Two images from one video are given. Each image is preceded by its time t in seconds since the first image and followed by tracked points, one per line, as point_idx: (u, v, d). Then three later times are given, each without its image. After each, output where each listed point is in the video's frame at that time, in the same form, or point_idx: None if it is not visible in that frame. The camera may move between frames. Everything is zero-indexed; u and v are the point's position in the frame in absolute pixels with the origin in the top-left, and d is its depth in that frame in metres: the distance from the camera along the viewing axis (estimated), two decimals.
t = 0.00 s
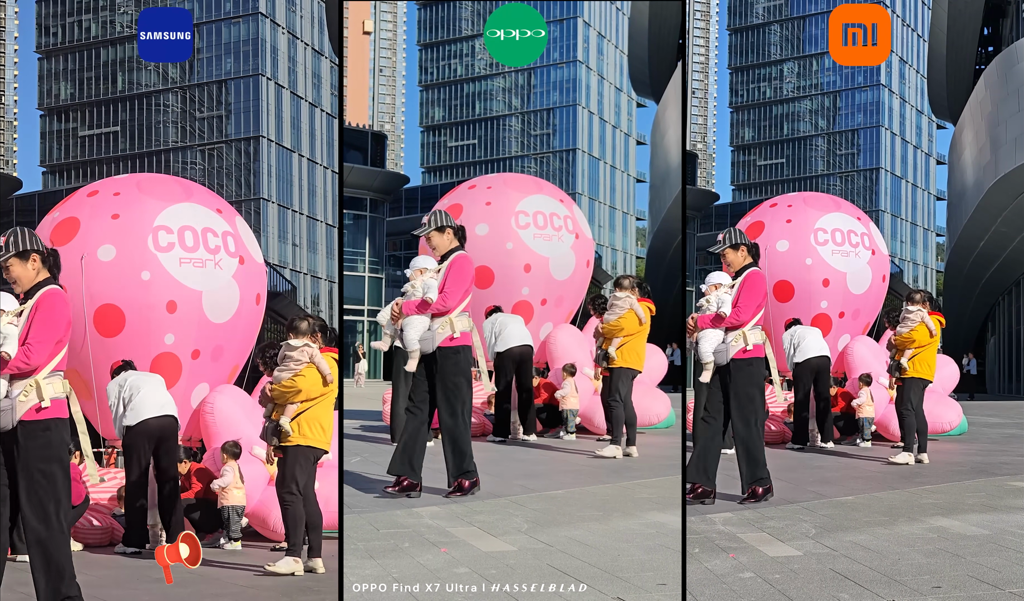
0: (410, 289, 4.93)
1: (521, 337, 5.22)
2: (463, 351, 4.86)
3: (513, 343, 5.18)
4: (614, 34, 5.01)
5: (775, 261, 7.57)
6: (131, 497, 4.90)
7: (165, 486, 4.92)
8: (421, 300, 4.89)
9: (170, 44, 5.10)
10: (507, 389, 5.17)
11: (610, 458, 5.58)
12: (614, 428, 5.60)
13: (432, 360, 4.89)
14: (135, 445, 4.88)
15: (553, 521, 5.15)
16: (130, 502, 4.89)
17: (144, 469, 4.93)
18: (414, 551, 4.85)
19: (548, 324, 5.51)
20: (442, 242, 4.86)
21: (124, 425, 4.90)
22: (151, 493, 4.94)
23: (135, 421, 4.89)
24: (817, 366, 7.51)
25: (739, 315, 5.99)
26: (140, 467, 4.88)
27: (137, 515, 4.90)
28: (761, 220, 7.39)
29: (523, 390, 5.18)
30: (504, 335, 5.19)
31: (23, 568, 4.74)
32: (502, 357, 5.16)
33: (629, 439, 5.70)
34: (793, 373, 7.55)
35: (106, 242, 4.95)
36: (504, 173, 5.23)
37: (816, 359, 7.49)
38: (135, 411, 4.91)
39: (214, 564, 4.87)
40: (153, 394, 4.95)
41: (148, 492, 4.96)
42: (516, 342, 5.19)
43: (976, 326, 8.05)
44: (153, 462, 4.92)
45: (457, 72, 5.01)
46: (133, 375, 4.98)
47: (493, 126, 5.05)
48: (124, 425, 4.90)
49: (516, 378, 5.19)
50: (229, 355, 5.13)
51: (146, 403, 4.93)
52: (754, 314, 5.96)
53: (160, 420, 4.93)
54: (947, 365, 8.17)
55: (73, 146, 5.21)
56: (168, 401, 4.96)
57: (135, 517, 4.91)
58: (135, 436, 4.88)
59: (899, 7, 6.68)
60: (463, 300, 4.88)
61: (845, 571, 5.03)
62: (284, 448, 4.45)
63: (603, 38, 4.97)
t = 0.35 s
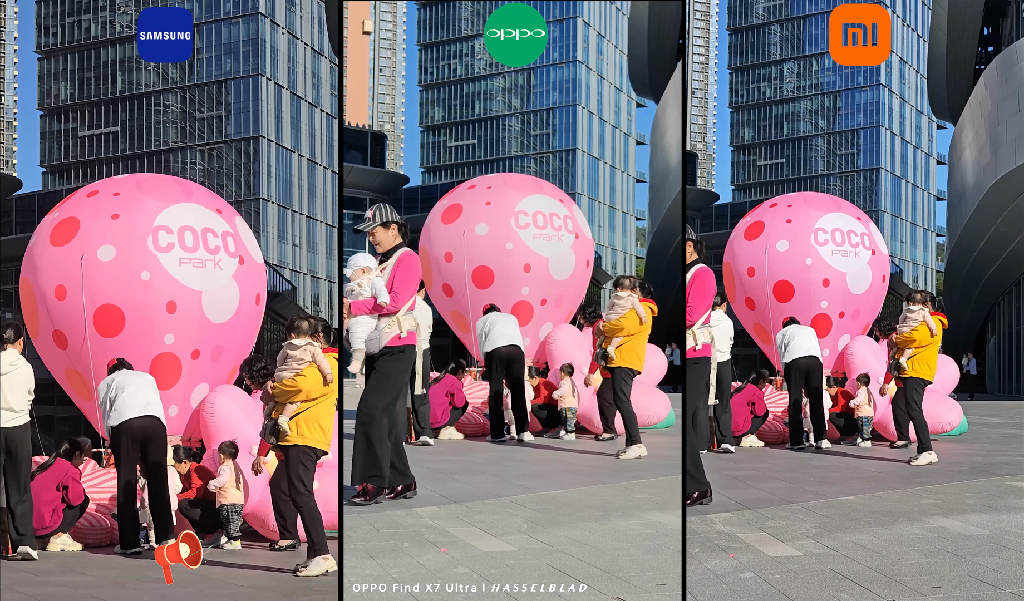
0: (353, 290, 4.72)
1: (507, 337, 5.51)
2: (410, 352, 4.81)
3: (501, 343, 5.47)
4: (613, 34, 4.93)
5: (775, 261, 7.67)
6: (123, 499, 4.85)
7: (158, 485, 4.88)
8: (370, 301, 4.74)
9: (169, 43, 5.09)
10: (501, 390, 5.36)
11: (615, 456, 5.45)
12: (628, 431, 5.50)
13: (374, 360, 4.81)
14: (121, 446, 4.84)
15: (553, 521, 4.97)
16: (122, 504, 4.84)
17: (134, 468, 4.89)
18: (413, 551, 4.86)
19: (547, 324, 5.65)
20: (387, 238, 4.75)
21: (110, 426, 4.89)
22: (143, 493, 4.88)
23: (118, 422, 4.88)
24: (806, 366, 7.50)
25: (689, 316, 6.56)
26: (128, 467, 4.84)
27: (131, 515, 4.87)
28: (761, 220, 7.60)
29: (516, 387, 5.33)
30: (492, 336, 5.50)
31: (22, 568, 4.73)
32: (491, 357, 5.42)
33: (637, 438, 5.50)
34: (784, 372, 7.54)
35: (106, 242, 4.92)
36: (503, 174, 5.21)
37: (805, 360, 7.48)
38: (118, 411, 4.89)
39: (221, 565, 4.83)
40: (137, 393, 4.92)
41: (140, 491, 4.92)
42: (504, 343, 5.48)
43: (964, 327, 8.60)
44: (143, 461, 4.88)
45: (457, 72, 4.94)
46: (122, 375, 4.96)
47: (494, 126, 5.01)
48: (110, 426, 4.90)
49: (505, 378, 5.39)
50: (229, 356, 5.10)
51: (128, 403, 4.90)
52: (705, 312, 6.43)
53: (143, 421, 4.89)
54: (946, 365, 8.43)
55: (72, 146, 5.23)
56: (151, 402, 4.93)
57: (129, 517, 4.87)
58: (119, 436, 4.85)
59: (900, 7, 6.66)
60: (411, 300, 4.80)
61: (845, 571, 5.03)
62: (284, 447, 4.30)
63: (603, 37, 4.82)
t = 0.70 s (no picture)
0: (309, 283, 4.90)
1: (505, 337, 5.14)
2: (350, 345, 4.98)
3: (496, 343, 5.12)
4: (613, 34, 4.89)
5: (775, 261, 7.61)
6: (122, 500, 4.65)
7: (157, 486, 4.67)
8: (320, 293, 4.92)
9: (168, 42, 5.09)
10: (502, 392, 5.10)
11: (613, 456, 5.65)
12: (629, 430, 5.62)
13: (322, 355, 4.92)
14: (120, 447, 4.63)
15: (553, 521, 5.02)
16: (122, 505, 4.64)
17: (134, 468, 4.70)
18: (413, 551, 4.73)
19: (547, 325, 5.44)
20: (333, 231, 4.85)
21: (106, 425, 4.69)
22: (144, 493, 4.67)
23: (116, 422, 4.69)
24: (805, 366, 7.33)
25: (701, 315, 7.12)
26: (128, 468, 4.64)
27: (131, 516, 4.68)
28: (761, 220, 7.67)
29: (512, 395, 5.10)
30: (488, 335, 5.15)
31: (19, 568, 4.59)
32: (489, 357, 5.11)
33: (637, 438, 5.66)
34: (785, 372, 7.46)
35: (106, 242, 4.90)
36: (504, 174, 5.15)
37: (802, 360, 7.31)
38: (117, 410, 4.71)
39: (219, 565, 4.71)
40: (135, 393, 4.75)
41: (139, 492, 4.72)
42: (501, 342, 5.13)
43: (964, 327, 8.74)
44: (143, 462, 4.68)
45: (458, 72, 4.81)
46: (122, 375, 4.87)
47: (495, 126, 4.94)
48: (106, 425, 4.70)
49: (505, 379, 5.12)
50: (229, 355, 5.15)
51: (125, 403, 4.72)
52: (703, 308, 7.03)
53: (138, 419, 4.69)
54: (946, 365, 8.45)
55: (71, 146, 5.23)
56: (148, 401, 4.75)
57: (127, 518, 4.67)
58: (116, 437, 4.65)
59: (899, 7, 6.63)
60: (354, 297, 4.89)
61: (845, 571, 5.02)
62: (284, 448, 4.19)
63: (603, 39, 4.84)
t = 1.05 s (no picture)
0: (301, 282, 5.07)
1: (508, 337, 5.00)
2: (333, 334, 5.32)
3: (500, 344, 4.98)
4: (613, 34, 4.89)
5: (775, 261, 7.71)
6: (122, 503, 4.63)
7: (158, 487, 4.61)
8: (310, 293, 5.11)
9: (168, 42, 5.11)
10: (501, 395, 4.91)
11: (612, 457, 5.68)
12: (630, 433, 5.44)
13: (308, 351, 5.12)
14: (124, 447, 4.60)
15: (554, 521, 5.07)
16: (124, 505, 4.63)
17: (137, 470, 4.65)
18: (413, 551, 4.64)
19: (547, 325, 5.53)
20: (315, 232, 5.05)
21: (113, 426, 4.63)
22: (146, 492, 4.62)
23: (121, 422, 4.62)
24: (807, 366, 7.29)
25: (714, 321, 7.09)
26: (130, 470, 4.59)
27: (132, 516, 4.66)
28: (761, 220, 7.79)
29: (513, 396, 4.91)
30: (492, 336, 5.02)
31: (20, 568, 4.47)
32: (492, 357, 4.91)
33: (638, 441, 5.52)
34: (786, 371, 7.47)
35: (107, 242, 4.89)
36: (503, 174, 5.18)
37: (804, 360, 7.28)
38: (121, 410, 4.64)
39: (219, 564, 4.65)
40: (140, 392, 4.66)
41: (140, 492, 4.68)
42: (504, 342, 4.98)
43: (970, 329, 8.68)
44: (146, 465, 4.62)
45: (457, 71, 4.75)
46: (130, 374, 4.76)
47: (496, 125, 4.90)
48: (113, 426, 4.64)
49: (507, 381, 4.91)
50: (229, 355, 5.16)
51: (131, 402, 4.64)
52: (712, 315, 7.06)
53: (144, 419, 4.62)
54: (947, 365, 8.42)
55: (71, 146, 5.23)
56: (153, 400, 4.66)
57: (131, 518, 4.66)
58: (121, 437, 4.60)
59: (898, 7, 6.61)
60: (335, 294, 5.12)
61: (845, 571, 5.02)
62: (292, 448, 4.12)
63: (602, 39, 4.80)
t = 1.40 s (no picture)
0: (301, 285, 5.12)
1: (510, 338, 4.98)
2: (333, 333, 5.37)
3: (502, 346, 4.95)
4: (613, 34, 4.85)
5: (775, 261, 7.58)
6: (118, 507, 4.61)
7: (157, 487, 4.60)
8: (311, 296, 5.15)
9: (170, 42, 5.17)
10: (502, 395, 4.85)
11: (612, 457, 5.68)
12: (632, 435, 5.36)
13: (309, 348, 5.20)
14: (122, 448, 4.56)
15: (554, 520, 5.06)
16: (121, 506, 4.61)
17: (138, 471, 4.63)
18: (413, 551, 4.62)
19: (547, 325, 5.49)
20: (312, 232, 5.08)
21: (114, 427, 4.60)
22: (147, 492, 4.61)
23: (122, 424, 4.58)
24: (809, 368, 7.26)
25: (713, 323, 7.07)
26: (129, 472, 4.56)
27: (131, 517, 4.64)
28: (761, 220, 7.68)
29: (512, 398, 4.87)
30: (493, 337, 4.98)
31: (20, 568, 4.44)
32: (493, 359, 4.92)
33: (638, 440, 5.40)
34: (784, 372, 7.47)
35: (106, 242, 4.87)
36: (503, 173, 5.16)
37: (807, 362, 7.22)
38: (123, 411, 4.61)
39: (219, 565, 4.63)
40: (141, 393, 4.62)
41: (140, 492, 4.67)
42: (505, 343, 4.97)
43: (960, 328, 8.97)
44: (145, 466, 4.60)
45: (458, 71, 4.74)
46: (131, 375, 4.72)
47: (496, 125, 4.89)
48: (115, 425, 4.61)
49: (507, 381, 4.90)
50: (229, 355, 5.17)
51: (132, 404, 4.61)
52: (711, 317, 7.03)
53: (146, 422, 4.58)
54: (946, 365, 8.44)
55: (71, 146, 5.24)
56: (155, 402, 4.63)
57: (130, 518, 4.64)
58: (122, 438, 4.56)
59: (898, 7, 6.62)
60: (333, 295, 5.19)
61: (845, 571, 5.02)
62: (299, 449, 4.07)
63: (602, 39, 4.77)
